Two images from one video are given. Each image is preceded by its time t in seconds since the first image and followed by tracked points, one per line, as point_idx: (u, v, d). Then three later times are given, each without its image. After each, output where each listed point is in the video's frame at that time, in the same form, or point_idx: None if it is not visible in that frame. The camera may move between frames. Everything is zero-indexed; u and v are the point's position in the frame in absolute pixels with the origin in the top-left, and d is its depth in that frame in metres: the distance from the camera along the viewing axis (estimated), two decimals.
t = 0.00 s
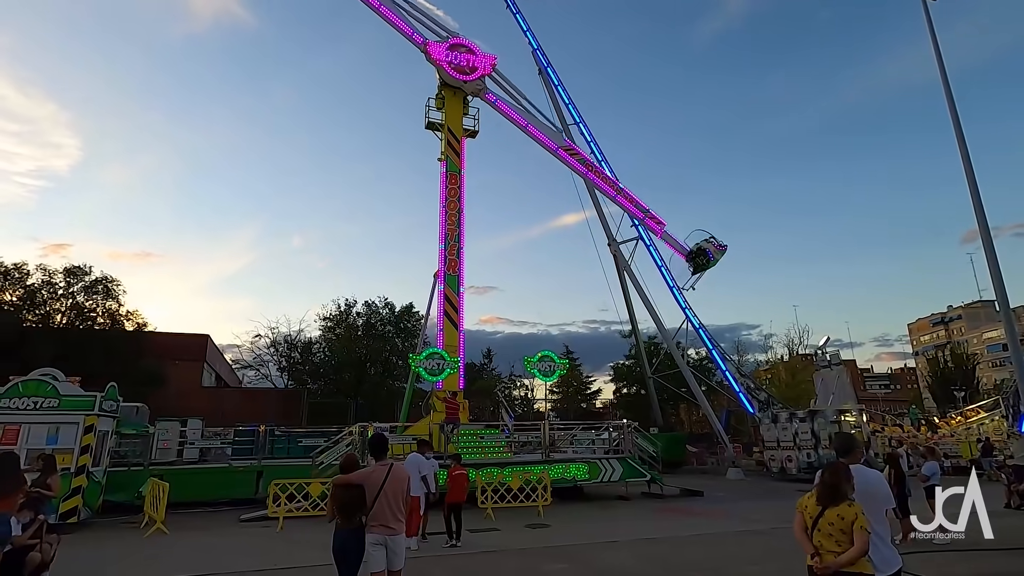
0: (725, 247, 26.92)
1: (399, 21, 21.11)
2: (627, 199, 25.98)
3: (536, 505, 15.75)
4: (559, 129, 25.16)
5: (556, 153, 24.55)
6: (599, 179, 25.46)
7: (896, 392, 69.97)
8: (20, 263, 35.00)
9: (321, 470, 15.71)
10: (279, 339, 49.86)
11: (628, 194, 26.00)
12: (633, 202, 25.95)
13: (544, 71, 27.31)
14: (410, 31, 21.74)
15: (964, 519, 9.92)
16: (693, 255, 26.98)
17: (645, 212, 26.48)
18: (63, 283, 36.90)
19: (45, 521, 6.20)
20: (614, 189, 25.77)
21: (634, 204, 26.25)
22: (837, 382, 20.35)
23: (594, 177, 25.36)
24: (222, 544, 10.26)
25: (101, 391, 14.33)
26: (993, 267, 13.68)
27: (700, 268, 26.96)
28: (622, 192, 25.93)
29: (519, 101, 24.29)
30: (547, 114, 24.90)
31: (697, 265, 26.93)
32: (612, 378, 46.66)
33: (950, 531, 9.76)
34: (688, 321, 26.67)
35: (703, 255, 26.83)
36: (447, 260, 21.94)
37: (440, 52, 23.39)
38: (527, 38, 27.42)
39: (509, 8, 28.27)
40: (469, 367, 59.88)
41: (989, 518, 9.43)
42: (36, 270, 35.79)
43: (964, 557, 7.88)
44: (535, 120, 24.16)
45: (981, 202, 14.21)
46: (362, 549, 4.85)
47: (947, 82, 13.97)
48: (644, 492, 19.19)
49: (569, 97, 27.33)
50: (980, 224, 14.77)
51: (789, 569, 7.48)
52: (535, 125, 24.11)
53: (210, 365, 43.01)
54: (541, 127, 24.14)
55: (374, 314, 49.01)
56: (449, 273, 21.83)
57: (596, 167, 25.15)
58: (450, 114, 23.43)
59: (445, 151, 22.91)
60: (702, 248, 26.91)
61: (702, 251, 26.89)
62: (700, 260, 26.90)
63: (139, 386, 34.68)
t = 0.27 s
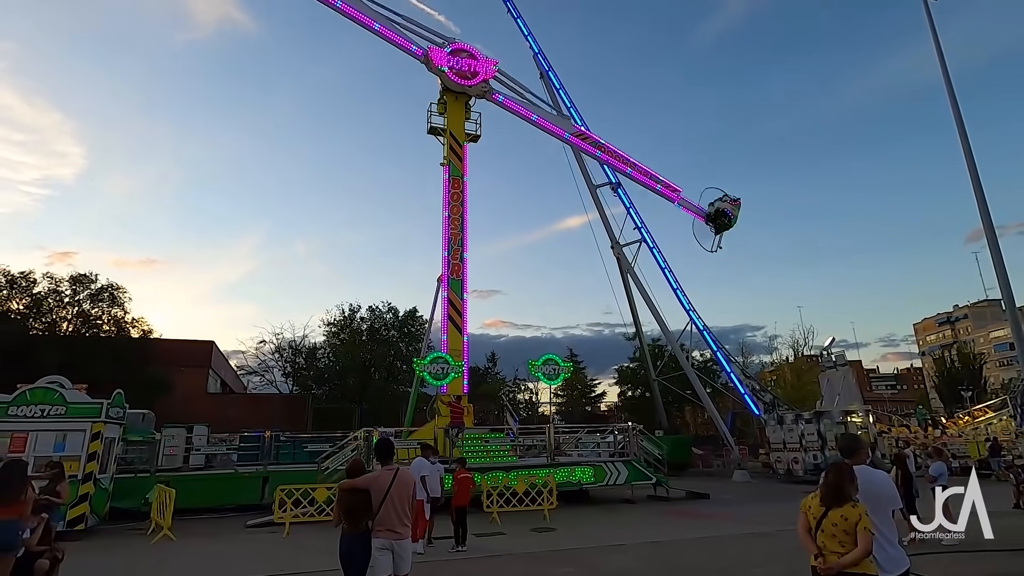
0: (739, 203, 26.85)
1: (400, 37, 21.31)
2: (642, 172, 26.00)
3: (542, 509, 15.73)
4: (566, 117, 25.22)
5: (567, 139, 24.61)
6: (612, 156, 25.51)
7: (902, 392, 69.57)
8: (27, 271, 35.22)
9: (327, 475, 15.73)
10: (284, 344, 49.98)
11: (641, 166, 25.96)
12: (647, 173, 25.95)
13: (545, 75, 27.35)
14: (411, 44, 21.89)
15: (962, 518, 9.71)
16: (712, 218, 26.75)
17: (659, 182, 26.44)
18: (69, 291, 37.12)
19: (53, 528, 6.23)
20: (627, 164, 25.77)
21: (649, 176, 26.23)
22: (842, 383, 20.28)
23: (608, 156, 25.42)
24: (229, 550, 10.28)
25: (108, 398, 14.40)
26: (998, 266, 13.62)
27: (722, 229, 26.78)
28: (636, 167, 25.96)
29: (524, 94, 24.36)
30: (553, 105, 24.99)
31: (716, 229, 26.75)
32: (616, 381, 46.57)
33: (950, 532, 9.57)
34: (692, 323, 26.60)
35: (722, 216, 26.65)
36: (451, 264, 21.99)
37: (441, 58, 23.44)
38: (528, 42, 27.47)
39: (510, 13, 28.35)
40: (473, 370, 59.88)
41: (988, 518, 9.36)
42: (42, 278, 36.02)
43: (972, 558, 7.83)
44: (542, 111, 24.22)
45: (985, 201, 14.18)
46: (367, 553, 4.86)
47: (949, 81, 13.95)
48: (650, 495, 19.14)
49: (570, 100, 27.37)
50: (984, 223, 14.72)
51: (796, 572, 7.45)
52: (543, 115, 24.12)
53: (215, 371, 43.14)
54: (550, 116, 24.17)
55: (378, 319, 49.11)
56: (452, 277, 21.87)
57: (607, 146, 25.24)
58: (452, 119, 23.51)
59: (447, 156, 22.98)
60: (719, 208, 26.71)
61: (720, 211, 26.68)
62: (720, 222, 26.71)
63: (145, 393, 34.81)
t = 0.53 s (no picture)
0: (746, 159, 26.86)
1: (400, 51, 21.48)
2: (649, 145, 26.04)
3: (546, 512, 15.68)
4: (569, 103, 25.33)
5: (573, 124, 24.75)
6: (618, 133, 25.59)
7: (907, 394, 69.27)
8: (32, 276, 35.39)
9: (330, 479, 15.72)
10: (287, 348, 50.07)
11: (646, 138, 25.94)
12: (654, 145, 25.97)
13: (546, 78, 27.42)
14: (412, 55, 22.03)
15: (961, 518, 9.59)
16: (721, 176, 26.72)
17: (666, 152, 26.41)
18: (73, 296, 37.27)
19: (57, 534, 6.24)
20: (633, 138, 25.80)
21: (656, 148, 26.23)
22: (846, 384, 20.19)
23: (614, 135, 25.52)
24: (233, 555, 10.27)
25: (112, 402, 14.43)
26: (1002, 266, 13.57)
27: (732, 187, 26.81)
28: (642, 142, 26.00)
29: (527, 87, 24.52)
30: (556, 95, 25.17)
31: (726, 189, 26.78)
32: (619, 383, 46.49)
33: (949, 531, 9.47)
34: (695, 325, 26.57)
35: (731, 174, 26.65)
36: (453, 267, 22.01)
37: (443, 62, 23.49)
38: (529, 45, 27.53)
39: (511, 16, 28.40)
40: (476, 374, 59.90)
41: (988, 518, 9.32)
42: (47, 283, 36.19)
43: (980, 561, 7.78)
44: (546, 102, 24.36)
45: (989, 201, 14.13)
46: (371, 557, 4.85)
47: (951, 81, 13.93)
48: (655, 498, 19.08)
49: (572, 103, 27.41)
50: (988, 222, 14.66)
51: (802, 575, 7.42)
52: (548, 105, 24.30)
53: (218, 375, 43.20)
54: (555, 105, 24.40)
55: (381, 323, 49.17)
56: (455, 280, 21.89)
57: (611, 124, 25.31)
58: (453, 122, 23.57)
59: (449, 159, 23.03)
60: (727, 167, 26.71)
61: (729, 169, 26.66)
62: (730, 180, 26.71)
63: (149, 398, 34.90)
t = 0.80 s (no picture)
0: (748, 117, 26.79)
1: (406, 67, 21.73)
2: (653, 115, 25.98)
3: (551, 515, 15.63)
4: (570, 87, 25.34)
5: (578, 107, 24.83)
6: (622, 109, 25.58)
7: (915, 396, 68.79)
8: (40, 281, 35.66)
9: (336, 483, 15.72)
10: (293, 352, 50.21)
11: (648, 108, 25.89)
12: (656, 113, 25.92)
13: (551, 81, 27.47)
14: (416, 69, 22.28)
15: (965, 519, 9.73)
16: (721, 133, 26.68)
17: (668, 119, 26.35)
18: (81, 300, 37.52)
19: (66, 538, 6.29)
20: (636, 111, 25.79)
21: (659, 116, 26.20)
22: (853, 387, 20.06)
23: (618, 112, 25.52)
24: (240, 558, 10.28)
25: (119, 406, 14.49)
26: (1011, 267, 13.48)
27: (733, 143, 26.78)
28: (646, 113, 25.97)
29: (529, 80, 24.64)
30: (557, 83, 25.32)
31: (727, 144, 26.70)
32: (625, 386, 46.36)
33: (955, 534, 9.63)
34: (701, 327, 26.49)
35: (732, 129, 26.58)
36: (458, 270, 22.02)
37: (447, 65, 23.56)
38: (533, 48, 27.60)
39: (515, 19, 28.46)
40: (481, 377, 59.91)
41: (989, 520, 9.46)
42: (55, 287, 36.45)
43: (992, 565, 7.72)
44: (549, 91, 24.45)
45: (997, 201, 14.04)
46: (377, 560, 4.81)
47: (958, 81, 13.84)
48: (661, 501, 18.99)
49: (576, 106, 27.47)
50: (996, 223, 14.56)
51: None
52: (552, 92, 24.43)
53: (224, 379, 43.34)
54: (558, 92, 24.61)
55: (386, 326, 49.25)
56: (460, 283, 21.90)
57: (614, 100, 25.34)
58: (456, 125, 23.66)
59: (454, 162, 23.08)
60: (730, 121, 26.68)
61: (730, 125, 26.60)
62: (731, 136, 26.65)
63: (155, 401, 35.05)
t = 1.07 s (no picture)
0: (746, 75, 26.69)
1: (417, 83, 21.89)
2: (654, 87, 25.99)
3: (559, 519, 15.60)
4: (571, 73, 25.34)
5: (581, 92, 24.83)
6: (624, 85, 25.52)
7: (925, 399, 68.15)
8: (51, 285, 36.03)
9: (343, 486, 15.78)
10: (300, 355, 50.43)
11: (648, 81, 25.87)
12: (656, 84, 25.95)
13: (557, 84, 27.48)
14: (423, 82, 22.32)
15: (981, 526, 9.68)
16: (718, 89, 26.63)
17: (668, 88, 26.33)
18: (91, 304, 37.88)
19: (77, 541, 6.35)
20: (636, 86, 25.78)
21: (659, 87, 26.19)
22: (863, 391, 19.89)
23: (621, 91, 25.50)
24: (248, 561, 10.32)
25: (129, 409, 14.62)
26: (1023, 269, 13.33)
27: (728, 99, 26.63)
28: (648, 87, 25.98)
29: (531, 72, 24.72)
30: (557, 71, 25.43)
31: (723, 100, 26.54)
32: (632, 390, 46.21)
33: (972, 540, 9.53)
34: (709, 330, 26.37)
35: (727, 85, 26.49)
36: (465, 273, 22.07)
37: (454, 69, 23.64)
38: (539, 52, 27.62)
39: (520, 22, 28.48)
40: (488, 380, 59.93)
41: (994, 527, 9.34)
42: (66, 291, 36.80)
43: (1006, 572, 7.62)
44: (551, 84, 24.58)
45: (1008, 202, 13.92)
46: (386, 564, 4.84)
47: (968, 81, 13.72)
48: (669, 505, 18.91)
49: (582, 109, 27.48)
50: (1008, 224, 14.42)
51: None
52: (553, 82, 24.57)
53: (233, 382, 43.61)
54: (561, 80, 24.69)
55: (393, 329, 49.38)
56: (467, 286, 21.94)
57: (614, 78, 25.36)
58: (462, 128, 23.73)
59: (461, 166, 23.15)
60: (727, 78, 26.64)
61: (725, 81, 26.55)
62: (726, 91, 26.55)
63: (165, 404, 35.30)
